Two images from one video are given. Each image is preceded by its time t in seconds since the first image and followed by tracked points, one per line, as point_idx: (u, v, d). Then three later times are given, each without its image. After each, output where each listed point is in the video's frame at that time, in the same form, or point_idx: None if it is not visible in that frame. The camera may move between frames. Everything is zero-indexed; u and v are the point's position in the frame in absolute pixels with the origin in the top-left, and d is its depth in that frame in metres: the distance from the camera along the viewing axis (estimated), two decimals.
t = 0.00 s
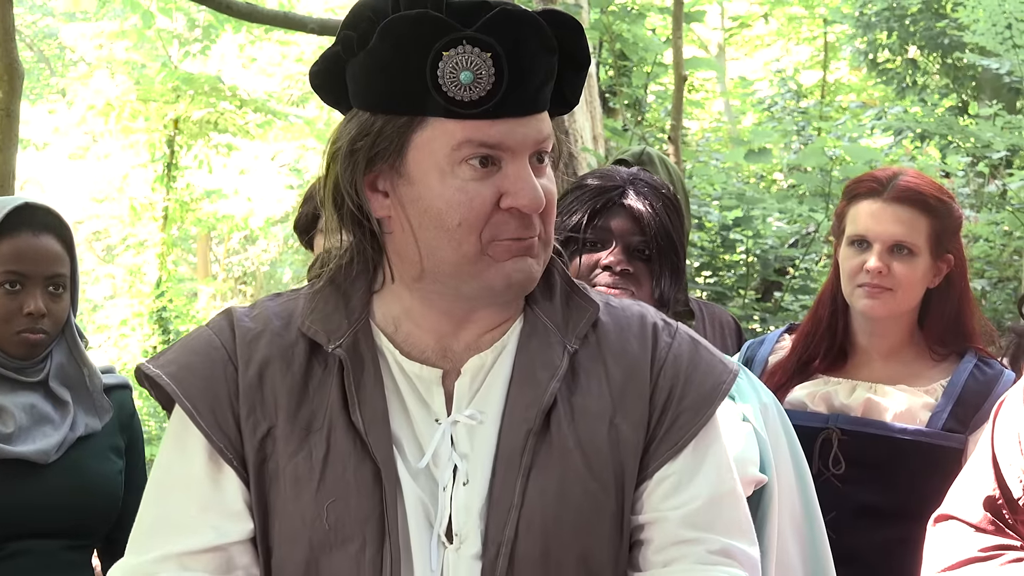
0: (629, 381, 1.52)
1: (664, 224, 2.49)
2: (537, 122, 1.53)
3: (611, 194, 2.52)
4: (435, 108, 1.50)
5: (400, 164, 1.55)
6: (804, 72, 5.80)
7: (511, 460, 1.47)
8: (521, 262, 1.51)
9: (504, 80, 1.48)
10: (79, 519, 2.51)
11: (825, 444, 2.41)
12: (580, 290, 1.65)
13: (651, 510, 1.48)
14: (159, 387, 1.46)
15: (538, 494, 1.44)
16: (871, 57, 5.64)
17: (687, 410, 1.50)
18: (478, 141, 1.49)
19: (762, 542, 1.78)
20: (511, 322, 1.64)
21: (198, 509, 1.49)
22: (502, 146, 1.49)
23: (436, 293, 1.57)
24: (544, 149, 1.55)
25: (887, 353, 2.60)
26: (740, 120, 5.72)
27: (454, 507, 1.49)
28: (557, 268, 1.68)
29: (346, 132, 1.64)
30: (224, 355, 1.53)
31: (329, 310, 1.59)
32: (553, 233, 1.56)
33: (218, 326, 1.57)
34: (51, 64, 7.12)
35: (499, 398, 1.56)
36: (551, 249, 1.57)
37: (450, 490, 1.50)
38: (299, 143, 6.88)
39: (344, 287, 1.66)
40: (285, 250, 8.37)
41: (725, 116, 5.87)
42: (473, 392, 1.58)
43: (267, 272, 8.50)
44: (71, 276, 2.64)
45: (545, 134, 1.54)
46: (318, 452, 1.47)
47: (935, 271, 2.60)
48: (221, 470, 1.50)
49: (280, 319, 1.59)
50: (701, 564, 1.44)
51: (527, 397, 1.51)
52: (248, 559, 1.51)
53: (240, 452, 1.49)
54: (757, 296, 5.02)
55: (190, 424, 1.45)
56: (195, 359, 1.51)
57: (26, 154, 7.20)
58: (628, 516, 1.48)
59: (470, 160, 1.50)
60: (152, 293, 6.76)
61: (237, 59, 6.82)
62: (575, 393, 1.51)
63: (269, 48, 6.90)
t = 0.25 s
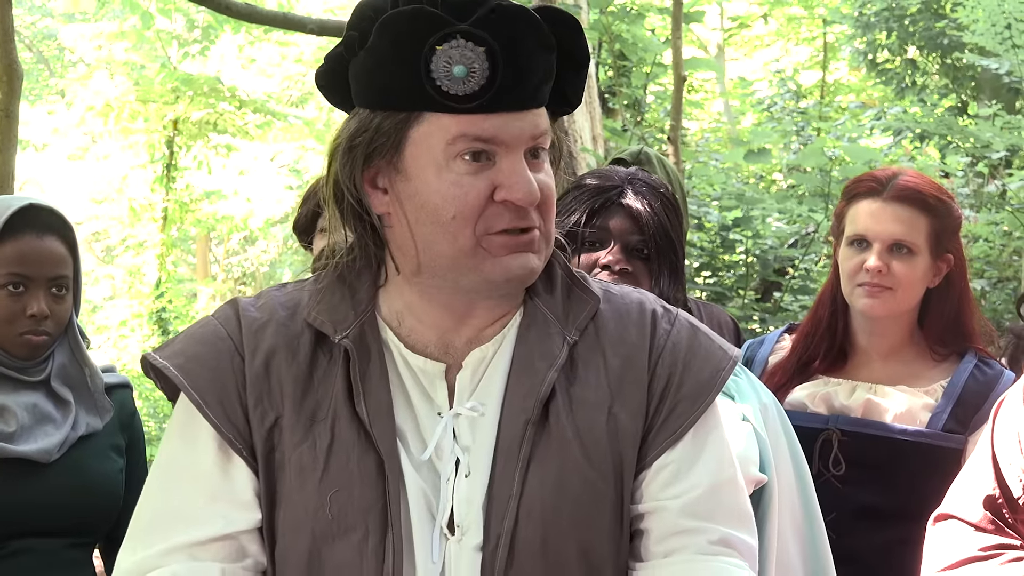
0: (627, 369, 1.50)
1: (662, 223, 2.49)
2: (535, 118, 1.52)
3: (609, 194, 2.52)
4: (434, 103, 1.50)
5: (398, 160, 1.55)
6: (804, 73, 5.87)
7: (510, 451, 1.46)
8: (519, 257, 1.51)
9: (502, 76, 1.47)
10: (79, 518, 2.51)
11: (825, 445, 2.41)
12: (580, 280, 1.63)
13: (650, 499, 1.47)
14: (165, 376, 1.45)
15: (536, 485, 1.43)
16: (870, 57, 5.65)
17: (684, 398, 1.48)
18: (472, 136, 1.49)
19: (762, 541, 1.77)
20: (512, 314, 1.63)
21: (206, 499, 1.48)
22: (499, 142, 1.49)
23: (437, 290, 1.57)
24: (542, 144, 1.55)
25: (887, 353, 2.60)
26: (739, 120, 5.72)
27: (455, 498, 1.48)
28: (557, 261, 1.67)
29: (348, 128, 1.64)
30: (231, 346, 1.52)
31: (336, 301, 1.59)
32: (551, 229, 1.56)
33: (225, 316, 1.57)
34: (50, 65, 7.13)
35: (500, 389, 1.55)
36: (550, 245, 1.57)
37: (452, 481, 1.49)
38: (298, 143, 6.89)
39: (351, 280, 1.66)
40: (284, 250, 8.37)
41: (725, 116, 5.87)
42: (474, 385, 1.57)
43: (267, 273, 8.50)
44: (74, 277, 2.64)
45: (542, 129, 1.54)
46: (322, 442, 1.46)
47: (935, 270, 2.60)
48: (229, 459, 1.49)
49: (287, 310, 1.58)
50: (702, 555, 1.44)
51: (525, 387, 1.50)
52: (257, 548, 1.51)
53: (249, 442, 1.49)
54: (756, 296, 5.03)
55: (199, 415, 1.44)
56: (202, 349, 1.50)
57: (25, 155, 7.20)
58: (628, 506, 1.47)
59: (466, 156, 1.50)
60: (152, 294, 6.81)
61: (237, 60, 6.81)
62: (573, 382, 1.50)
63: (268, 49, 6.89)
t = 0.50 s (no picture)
0: (633, 372, 1.50)
1: (663, 224, 2.49)
2: (465, 108, 1.47)
3: (609, 195, 2.52)
4: (355, 105, 1.52)
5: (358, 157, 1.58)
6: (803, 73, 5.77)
7: (514, 453, 1.45)
8: (421, 255, 1.46)
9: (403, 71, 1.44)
10: (79, 517, 2.52)
11: (825, 444, 2.41)
12: (583, 282, 1.63)
13: (656, 503, 1.47)
14: (178, 377, 1.43)
15: (542, 486, 1.42)
16: (869, 56, 5.65)
17: (692, 401, 1.48)
18: (367, 134, 1.50)
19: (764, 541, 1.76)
20: (516, 315, 1.62)
21: (211, 494, 1.47)
22: (397, 132, 1.47)
23: (429, 293, 1.54)
24: (465, 130, 1.47)
25: (886, 352, 2.60)
26: (739, 120, 5.71)
27: (455, 498, 1.47)
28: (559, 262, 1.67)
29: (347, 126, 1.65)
30: (238, 343, 1.51)
31: (343, 299, 1.58)
32: (475, 220, 1.47)
33: (232, 313, 1.55)
34: (50, 65, 7.10)
35: (503, 389, 1.54)
36: (477, 237, 1.48)
37: (451, 481, 1.48)
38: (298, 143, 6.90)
39: (359, 279, 1.64)
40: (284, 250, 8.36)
41: (724, 115, 5.86)
42: (477, 385, 1.55)
43: (266, 272, 8.50)
44: (75, 277, 2.64)
45: (461, 116, 1.47)
46: (328, 439, 1.46)
47: (934, 269, 2.60)
48: (234, 455, 1.48)
49: (294, 308, 1.58)
50: (709, 560, 1.44)
51: (530, 389, 1.49)
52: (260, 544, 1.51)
53: (253, 439, 1.47)
54: (755, 295, 5.04)
55: (204, 411, 1.43)
56: (209, 345, 1.48)
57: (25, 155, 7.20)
58: (634, 510, 1.46)
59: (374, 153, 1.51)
60: (152, 293, 6.85)
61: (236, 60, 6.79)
62: (579, 384, 1.49)
63: (267, 48, 6.88)
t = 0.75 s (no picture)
0: (637, 372, 1.49)
1: (662, 224, 2.49)
2: (453, 106, 1.47)
3: (609, 194, 2.52)
4: (348, 106, 1.53)
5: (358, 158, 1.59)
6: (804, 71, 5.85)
7: (515, 451, 1.44)
8: (412, 255, 1.46)
9: (388, 70, 1.45)
10: (77, 516, 2.52)
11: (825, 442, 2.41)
12: (587, 279, 1.62)
13: (661, 503, 1.47)
14: (187, 379, 1.43)
15: (544, 484, 1.41)
16: (869, 56, 5.65)
17: (696, 401, 1.48)
18: (359, 135, 1.52)
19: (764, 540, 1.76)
20: (520, 314, 1.62)
21: (216, 490, 1.47)
22: (386, 132, 1.48)
23: (432, 296, 1.54)
24: (453, 129, 1.47)
25: (887, 351, 2.60)
26: (739, 119, 5.70)
27: (456, 497, 1.47)
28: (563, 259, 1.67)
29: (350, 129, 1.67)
30: (245, 342, 1.51)
31: (349, 298, 1.58)
32: (465, 219, 1.47)
33: (241, 314, 1.56)
34: (51, 62, 6.92)
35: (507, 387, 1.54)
36: (467, 237, 1.47)
37: (454, 479, 1.48)
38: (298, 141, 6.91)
39: (365, 278, 1.64)
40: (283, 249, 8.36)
41: (724, 114, 5.84)
42: (480, 383, 1.55)
43: (266, 271, 8.50)
44: (75, 276, 2.64)
45: (448, 114, 1.47)
46: (331, 436, 1.46)
47: (934, 266, 2.60)
48: (238, 453, 1.49)
49: (300, 307, 1.58)
50: (713, 560, 1.44)
51: (532, 388, 1.49)
52: (264, 542, 1.50)
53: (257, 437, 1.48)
54: (755, 295, 5.03)
55: (209, 409, 1.43)
56: (216, 345, 1.49)
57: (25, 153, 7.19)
58: (638, 512, 1.46)
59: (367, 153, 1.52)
60: (152, 292, 6.84)
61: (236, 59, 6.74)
62: (582, 383, 1.49)
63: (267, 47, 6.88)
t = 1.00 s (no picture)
0: (645, 372, 1.49)
1: (662, 220, 2.49)
2: (456, 106, 1.47)
3: (609, 190, 2.52)
4: (354, 106, 1.54)
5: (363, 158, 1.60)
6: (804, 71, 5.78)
7: (523, 449, 1.44)
8: (415, 254, 1.46)
9: (393, 70, 1.45)
10: (77, 517, 2.52)
11: (828, 441, 2.41)
12: (594, 280, 1.62)
13: (673, 504, 1.47)
14: (193, 382, 1.42)
15: (550, 483, 1.41)
16: (870, 56, 5.65)
17: (704, 402, 1.47)
18: (365, 135, 1.52)
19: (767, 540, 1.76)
20: (527, 314, 1.62)
21: (216, 490, 1.48)
22: (390, 132, 1.48)
23: (435, 295, 1.55)
24: (456, 129, 1.47)
25: (890, 350, 2.60)
26: (739, 118, 5.69)
27: (460, 495, 1.46)
28: (570, 259, 1.67)
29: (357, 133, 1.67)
30: (249, 344, 1.52)
31: (353, 299, 1.58)
32: (468, 218, 1.47)
33: (248, 317, 1.56)
34: (51, 62, 7.00)
35: (512, 387, 1.54)
36: (471, 236, 1.47)
37: (457, 476, 1.48)
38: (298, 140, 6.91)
39: (369, 279, 1.65)
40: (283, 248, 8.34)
41: (724, 114, 5.83)
42: (485, 381, 1.55)
43: (266, 271, 8.50)
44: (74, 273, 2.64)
45: (452, 114, 1.47)
46: (333, 436, 1.46)
47: (936, 264, 2.60)
48: (239, 454, 1.49)
49: (306, 309, 1.58)
50: (725, 561, 1.43)
51: (539, 387, 1.48)
52: (264, 543, 1.50)
53: (256, 436, 1.47)
54: (755, 294, 5.03)
55: (208, 408, 1.43)
56: (221, 346, 1.49)
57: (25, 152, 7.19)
58: (648, 513, 1.46)
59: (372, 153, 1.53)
60: (152, 291, 6.83)
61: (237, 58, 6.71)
62: (589, 382, 1.49)
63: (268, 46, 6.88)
